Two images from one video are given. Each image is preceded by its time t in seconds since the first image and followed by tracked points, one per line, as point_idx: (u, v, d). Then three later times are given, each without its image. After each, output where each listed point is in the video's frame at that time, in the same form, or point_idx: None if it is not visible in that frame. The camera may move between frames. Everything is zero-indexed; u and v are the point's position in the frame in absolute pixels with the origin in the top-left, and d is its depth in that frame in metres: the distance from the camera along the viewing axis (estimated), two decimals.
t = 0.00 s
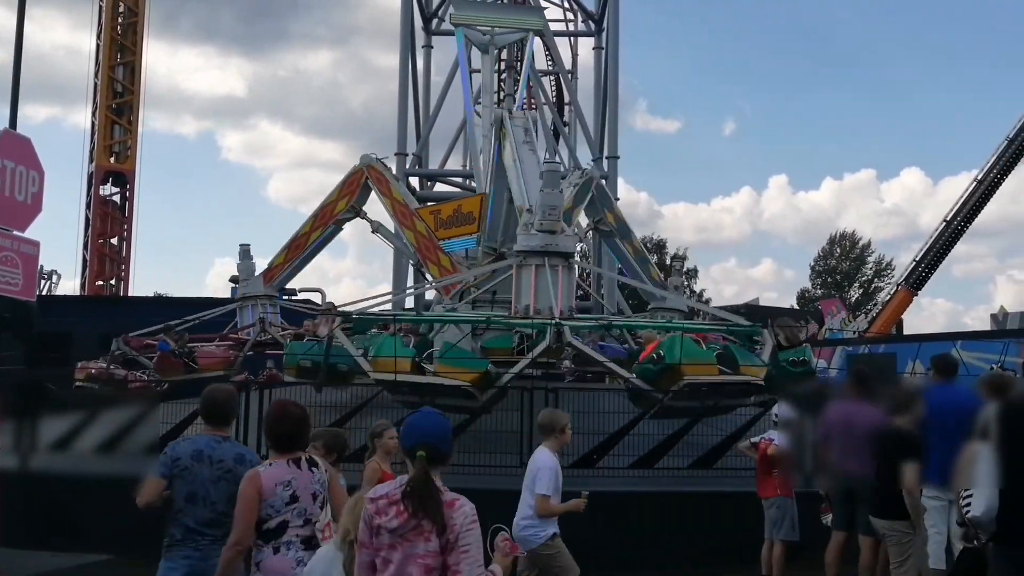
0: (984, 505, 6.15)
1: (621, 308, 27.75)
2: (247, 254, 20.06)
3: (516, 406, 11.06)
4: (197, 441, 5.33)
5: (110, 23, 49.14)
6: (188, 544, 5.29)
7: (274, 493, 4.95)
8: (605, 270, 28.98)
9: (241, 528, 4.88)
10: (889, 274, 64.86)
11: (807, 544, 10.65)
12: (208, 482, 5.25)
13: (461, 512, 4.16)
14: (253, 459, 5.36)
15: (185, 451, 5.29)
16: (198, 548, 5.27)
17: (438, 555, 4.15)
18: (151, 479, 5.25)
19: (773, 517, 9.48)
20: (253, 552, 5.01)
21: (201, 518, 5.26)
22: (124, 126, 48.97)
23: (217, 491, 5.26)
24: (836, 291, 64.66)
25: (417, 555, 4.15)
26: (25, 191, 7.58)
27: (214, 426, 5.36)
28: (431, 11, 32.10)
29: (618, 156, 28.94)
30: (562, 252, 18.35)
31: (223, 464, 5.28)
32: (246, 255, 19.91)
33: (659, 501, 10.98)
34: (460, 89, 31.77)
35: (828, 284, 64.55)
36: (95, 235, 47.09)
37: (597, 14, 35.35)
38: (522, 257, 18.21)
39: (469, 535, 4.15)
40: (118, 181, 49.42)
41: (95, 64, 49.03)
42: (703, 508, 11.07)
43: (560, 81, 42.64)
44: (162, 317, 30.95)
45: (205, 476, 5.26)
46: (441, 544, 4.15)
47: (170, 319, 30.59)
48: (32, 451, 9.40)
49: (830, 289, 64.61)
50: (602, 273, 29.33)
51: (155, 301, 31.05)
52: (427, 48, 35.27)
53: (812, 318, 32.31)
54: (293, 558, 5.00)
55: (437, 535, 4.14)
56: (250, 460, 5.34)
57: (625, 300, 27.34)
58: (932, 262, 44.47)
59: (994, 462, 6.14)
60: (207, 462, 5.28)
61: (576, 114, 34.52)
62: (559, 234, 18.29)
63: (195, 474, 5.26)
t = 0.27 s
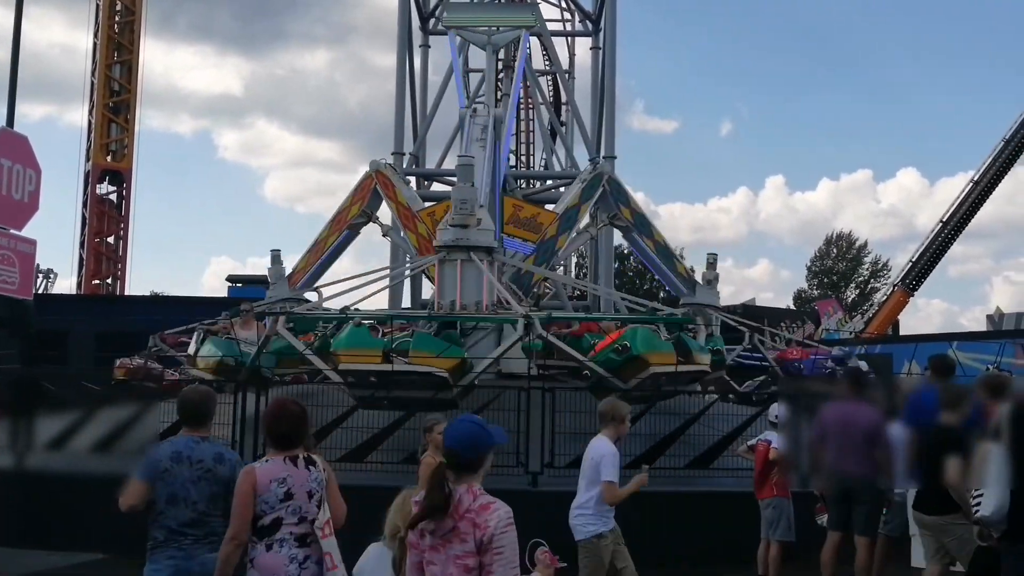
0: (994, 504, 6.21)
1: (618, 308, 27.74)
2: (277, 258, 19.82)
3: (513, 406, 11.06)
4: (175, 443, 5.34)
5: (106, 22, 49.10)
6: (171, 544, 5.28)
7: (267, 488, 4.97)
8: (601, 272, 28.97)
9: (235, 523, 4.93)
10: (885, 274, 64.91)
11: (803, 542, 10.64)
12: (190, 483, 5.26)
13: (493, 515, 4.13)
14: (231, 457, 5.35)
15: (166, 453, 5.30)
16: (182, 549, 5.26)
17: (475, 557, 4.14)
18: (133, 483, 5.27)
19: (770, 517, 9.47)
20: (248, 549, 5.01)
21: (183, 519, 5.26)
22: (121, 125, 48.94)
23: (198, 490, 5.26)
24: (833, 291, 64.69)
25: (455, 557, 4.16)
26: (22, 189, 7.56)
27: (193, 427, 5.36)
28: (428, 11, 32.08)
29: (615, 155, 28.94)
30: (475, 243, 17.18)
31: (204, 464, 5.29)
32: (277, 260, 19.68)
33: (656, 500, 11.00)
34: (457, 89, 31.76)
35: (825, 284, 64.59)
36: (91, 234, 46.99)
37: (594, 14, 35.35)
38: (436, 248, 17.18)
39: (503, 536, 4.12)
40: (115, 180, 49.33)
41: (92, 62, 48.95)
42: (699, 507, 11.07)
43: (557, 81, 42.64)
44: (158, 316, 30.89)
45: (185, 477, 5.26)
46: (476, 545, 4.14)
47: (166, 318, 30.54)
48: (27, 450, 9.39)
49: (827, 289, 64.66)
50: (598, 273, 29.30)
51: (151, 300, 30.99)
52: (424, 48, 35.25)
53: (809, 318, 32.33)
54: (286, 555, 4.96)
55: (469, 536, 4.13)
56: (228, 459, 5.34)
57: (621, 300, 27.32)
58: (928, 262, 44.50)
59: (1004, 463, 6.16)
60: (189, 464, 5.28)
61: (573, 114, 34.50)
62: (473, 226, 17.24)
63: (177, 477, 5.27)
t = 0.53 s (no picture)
0: (997, 511, 6.24)
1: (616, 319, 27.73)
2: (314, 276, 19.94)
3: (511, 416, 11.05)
4: (141, 453, 5.32)
5: (106, 33, 49.21)
6: (136, 555, 5.25)
7: (270, 498, 4.95)
8: (600, 282, 28.87)
9: (238, 532, 4.91)
10: (884, 285, 64.97)
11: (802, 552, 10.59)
12: (155, 494, 5.24)
13: (533, 512, 4.37)
14: (197, 465, 5.35)
15: (131, 464, 5.29)
16: (146, 559, 5.23)
17: (518, 554, 4.39)
18: (98, 493, 5.27)
19: (770, 528, 9.44)
20: (247, 562, 4.97)
21: (150, 529, 5.24)
22: (121, 136, 49.00)
23: (163, 499, 5.24)
24: (832, 301, 64.73)
25: (500, 555, 4.41)
26: (21, 200, 7.56)
27: (158, 436, 5.35)
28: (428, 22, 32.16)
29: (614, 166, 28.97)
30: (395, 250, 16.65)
31: (168, 474, 5.27)
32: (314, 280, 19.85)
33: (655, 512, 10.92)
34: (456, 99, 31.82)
35: (824, 294, 64.63)
36: (91, 244, 46.98)
37: (593, 26, 35.45)
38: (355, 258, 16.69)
39: (543, 532, 4.35)
40: (114, 191, 49.33)
41: (92, 74, 49.03)
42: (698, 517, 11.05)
43: (556, 92, 42.75)
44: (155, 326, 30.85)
45: (151, 487, 5.24)
46: (519, 543, 4.39)
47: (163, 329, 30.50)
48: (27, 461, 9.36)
49: (826, 299, 64.70)
50: (597, 284, 29.30)
51: (148, 311, 30.97)
52: (424, 59, 35.33)
53: (808, 329, 32.32)
54: (286, 568, 4.94)
55: (511, 532, 4.39)
56: (194, 467, 5.33)
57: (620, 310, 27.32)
58: (928, 272, 44.54)
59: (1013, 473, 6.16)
60: (154, 475, 5.26)
61: (572, 125, 34.56)
62: (388, 233, 16.71)
63: (140, 489, 5.24)
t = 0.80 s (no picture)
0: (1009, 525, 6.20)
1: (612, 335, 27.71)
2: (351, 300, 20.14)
3: (508, 433, 11.00)
4: (108, 471, 5.29)
5: (105, 48, 49.36)
6: (106, 572, 5.25)
7: (249, 514, 4.92)
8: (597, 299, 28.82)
9: (219, 551, 4.84)
10: (881, 302, 65.04)
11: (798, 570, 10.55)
12: (121, 509, 5.23)
13: (577, 534, 4.38)
14: (164, 481, 5.32)
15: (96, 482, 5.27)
16: None
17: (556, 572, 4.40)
18: (62, 508, 5.25)
19: (766, 545, 9.43)
20: None
21: (118, 545, 5.23)
22: (119, 150, 49.06)
23: (130, 515, 5.23)
24: (829, 318, 64.77)
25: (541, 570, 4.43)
26: (18, 213, 7.54)
27: (128, 452, 5.27)
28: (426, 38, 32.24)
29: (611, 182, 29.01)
30: (326, 261, 16.65)
31: (135, 490, 5.25)
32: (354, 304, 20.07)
33: (650, 528, 10.90)
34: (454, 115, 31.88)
35: (821, 311, 64.66)
36: (87, 258, 46.94)
37: (591, 43, 35.57)
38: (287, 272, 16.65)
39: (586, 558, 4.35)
40: (111, 205, 49.31)
41: (91, 88, 49.10)
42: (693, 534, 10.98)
43: (553, 109, 42.85)
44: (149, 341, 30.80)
45: (118, 504, 5.23)
46: (558, 562, 4.40)
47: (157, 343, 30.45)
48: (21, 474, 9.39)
49: (822, 316, 64.74)
50: (593, 300, 29.30)
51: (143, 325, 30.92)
52: (422, 74, 35.41)
53: (805, 346, 32.33)
54: None
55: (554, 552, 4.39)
56: (160, 483, 5.30)
57: (616, 326, 27.30)
58: (924, 290, 44.59)
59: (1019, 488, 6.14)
60: (121, 491, 5.24)
61: (569, 141, 34.61)
62: (309, 247, 16.74)
63: (103, 506, 5.24)
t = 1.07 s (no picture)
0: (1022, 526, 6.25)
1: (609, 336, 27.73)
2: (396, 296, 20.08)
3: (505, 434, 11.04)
4: (86, 471, 5.43)
5: (102, 48, 49.30)
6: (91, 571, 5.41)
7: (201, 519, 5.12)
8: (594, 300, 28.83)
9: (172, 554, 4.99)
10: (877, 303, 65.11)
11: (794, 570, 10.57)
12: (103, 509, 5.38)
13: (648, 536, 4.72)
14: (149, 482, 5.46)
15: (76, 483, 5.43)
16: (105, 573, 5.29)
17: (626, 571, 4.75)
18: (44, 509, 5.45)
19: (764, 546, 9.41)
20: None
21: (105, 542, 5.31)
22: (115, 151, 49.00)
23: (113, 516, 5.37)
24: (825, 320, 64.82)
25: (611, 567, 4.79)
26: (15, 214, 7.55)
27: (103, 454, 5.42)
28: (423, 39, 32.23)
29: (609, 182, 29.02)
30: (271, 263, 17.35)
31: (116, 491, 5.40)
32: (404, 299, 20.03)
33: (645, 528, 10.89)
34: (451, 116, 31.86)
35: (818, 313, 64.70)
36: (84, 259, 46.89)
37: (588, 44, 35.57)
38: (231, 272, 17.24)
39: (656, 559, 4.68)
40: (108, 205, 49.22)
41: (88, 89, 49.04)
42: (688, 534, 11.00)
43: (550, 110, 42.88)
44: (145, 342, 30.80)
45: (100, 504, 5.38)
46: (628, 559, 4.75)
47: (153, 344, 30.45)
48: (17, 475, 9.39)
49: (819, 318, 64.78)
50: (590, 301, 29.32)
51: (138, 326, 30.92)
52: (419, 76, 35.40)
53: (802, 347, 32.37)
54: None
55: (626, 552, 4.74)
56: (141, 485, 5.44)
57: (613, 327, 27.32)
58: (920, 291, 44.61)
59: None
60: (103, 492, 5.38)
61: (566, 142, 34.62)
62: (244, 250, 17.39)
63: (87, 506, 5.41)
